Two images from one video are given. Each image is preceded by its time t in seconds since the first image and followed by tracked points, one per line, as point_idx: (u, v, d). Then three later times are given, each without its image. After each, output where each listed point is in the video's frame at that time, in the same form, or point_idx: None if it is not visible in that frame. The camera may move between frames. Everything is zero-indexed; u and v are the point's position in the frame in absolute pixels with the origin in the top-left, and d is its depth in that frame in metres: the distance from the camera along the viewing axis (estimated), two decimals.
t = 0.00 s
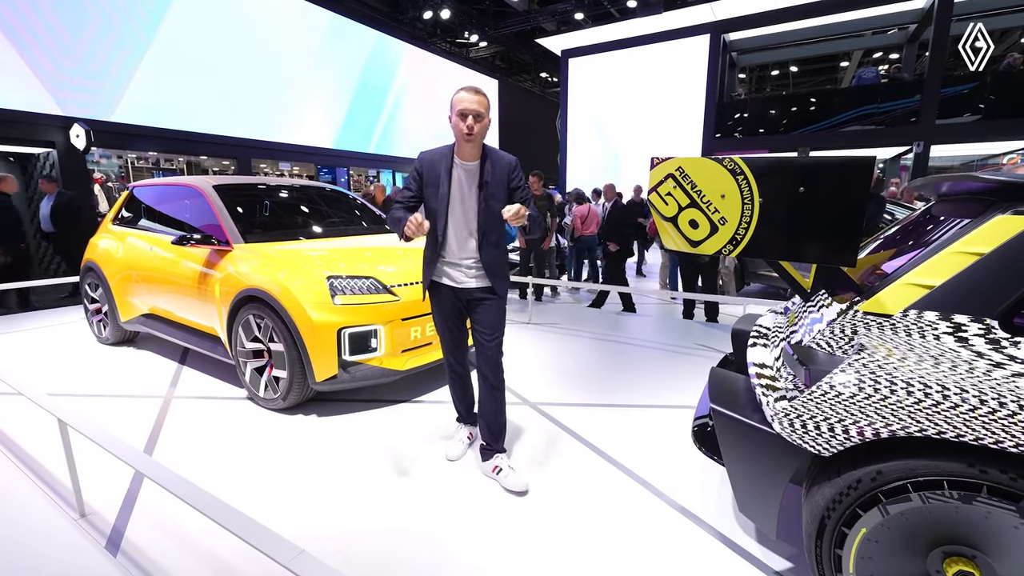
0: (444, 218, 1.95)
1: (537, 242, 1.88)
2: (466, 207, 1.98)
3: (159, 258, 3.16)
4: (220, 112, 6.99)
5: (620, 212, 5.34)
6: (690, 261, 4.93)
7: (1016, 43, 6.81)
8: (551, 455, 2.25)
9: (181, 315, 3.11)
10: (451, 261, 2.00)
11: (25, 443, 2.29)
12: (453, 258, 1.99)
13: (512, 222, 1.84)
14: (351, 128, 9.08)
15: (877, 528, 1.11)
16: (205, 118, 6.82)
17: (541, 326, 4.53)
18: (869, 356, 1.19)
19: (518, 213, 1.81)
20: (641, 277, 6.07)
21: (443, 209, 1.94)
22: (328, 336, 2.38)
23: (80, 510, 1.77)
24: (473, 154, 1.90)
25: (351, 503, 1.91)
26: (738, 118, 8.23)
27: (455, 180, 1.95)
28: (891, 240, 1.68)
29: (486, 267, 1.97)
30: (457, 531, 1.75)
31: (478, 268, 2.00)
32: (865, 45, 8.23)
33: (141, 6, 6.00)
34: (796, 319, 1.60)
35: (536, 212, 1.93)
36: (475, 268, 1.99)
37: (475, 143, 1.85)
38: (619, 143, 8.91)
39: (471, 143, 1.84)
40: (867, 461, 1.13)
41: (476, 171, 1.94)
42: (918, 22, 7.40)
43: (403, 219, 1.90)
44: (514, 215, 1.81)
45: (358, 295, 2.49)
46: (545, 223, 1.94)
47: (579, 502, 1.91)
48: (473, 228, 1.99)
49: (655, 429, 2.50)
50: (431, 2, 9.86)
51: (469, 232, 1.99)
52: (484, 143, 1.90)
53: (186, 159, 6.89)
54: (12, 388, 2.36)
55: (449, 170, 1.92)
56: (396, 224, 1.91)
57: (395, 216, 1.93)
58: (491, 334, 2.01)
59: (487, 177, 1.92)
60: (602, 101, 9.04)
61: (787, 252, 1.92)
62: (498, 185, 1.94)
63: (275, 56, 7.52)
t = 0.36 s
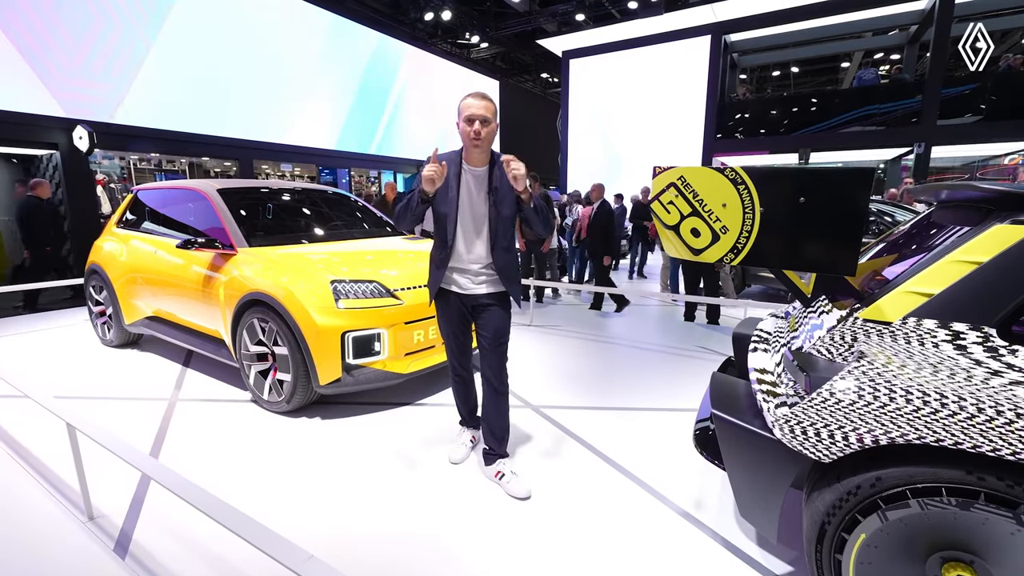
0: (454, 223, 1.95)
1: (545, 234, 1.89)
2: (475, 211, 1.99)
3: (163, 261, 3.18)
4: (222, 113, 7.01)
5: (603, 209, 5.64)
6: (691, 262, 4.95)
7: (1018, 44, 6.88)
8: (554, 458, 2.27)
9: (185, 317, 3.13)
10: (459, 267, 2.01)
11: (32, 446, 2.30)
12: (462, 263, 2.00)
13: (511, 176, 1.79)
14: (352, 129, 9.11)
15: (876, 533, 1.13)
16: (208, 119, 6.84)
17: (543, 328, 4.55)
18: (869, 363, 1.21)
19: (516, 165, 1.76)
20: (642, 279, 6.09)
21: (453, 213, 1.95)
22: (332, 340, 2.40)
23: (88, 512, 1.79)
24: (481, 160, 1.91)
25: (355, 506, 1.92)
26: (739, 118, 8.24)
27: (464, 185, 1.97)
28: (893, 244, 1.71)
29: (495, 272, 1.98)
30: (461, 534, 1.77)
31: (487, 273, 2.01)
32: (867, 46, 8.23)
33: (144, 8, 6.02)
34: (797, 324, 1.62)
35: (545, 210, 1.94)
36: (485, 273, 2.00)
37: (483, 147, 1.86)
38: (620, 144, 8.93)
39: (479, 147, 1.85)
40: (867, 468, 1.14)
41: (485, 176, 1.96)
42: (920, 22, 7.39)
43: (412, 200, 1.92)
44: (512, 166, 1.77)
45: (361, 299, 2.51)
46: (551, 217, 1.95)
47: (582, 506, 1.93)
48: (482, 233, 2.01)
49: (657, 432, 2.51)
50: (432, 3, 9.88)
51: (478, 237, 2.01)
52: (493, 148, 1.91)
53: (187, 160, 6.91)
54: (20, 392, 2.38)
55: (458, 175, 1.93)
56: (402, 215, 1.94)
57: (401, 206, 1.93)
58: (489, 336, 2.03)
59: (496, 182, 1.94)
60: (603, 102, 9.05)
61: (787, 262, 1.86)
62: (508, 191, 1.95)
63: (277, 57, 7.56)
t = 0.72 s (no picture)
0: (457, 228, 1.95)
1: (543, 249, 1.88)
2: (477, 214, 1.99)
3: (166, 263, 3.19)
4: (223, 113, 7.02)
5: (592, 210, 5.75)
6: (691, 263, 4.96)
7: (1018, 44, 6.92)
8: (556, 460, 2.27)
9: (188, 319, 3.14)
10: (462, 271, 2.00)
11: (37, 448, 2.32)
12: (465, 268, 1.99)
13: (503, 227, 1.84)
14: (353, 130, 9.13)
15: (877, 536, 1.14)
16: (209, 119, 6.85)
17: (545, 329, 4.56)
18: (870, 367, 1.22)
19: (507, 218, 1.80)
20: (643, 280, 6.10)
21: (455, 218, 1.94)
22: (334, 342, 2.41)
23: (92, 514, 1.80)
24: (483, 162, 1.91)
25: (358, 508, 1.93)
26: (739, 119, 8.25)
27: (465, 188, 1.97)
28: (896, 246, 1.71)
29: (498, 275, 1.98)
30: (464, 536, 1.77)
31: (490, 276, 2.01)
32: (868, 45, 8.34)
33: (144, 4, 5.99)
34: (798, 326, 1.63)
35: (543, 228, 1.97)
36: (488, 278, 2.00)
37: (485, 147, 1.87)
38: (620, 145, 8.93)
39: (481, 148, 1.85)
40: (867, 471, 1.15)
41: (487, 178, 1.95)
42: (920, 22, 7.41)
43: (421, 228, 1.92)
44: (502, 220, 1.81)
45: (364, 301, 2.52)
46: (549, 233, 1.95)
47: (584, 507, 1.94)
48: (485, 237, 2.00)
49: (658, 433, 2.52)
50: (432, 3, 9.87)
51: (480, 241, 2.00)
52: (495, 150, 1.92)
53: (188, 161, 6.92)
54: (23, 393, 2.39)
55: (459, 178, 1.93)
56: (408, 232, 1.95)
57: (407, 225, 1.96)
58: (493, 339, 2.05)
59: (498, 186, 1.93)
60: (603, 102, 9.06)
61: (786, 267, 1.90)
62: (509, 194, 1.96)
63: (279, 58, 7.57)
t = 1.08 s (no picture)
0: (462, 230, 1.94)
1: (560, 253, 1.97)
2: (483, 216, 1.97)
3: (167, 263, 3.19)
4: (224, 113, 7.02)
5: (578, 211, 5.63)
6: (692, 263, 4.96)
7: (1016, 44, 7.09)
8: (558, 461, 2.27)
9: (189, 319, 3.14)
10: (468, 274, 2.00)
11: (38, 448, 2.32)
12: (471, 271, 1.99)
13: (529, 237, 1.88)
14: (354, 130, 9.14)
15: (881, 537, 1.14)
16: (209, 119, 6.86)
17: (546, 330, 4.57)
18: (875, 368, 1.21)
19: (536, 230, 1.86)
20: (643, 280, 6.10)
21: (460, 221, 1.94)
22: (336, 342, 2.41)
23: (94, 514, 1.80)
24: (490, 163, 1.90)
25: (360, 509, 1.93)
26: (740, 118, 8.24)
27: (472, 189, 1.95)
28: (899, 247, 1.70)
29: (506, 277, 1.98)
30: (466, 538, 1.77)
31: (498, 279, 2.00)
32: (868, 46, 8.43)
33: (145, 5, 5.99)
34: (801, 327, 1.62)
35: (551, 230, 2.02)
36: (495, 280, 1.99)
37: (493, 149, 1.86)
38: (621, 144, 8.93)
39: (489, 150, 1.85)
40: (872, 472, 1.15)
41: (494, 179, 1.93)
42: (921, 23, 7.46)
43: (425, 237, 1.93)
44: (532, 233, 1.87)
45: (365, 301, 2.51)
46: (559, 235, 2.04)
47: (586, 508, 1.93)
48: (493, 240, 1.99)
49: (659, 433, 2.52)
50: (432, 3, 9.87)
51: (488, 243, 1.99)
52: (502, 151, 1.90)
53: (189, 161, 6.92)
54: (25, 394, 2.38)
55: (464, 180, 1.92)
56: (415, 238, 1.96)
57: (415, 230, 1.97)
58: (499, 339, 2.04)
59: (507, 188, 1.92)
60: (604, 102, 9.05)
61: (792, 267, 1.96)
62: (518, 195, 1.93)
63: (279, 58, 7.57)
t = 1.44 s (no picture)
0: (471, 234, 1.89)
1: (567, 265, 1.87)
2: (492, 219, 1.92)
3: (167, 262, 3.18)
4: (224, 112, 7.01)
5: (565, 211, 5.45)
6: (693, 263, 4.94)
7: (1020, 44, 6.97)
8: (559, 463, 2.25)
9: (189, 319, 3.12)
10: (477, 279, 1.96)
11: (37, 449, 2.31)
12: (480, 276, 1.95)
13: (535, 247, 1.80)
14: (355, 130, 9.13)
15: (890, 541, 1.12)
16: (210, 118, 6.85)
17: (548, 330, 4.56)
18: (882, 369, 1.19)
19: (541, 238, 1.77)
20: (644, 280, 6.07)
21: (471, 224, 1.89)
22: (336, 342, 2.39)
23: (93, 516, 1.79)
24: (503, 167, 1.86)
25: (360, 512, 1.91)
26: (741, 118, 8.23)
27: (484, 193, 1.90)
28: (902, 247, 1.68)
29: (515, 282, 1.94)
30: (467, 541, 1.75)
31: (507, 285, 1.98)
32: (869, 45, 8.40)
33: (145, 5, 5.97)
34: (806, 327, 1.61)
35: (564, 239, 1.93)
36: (501, 285, 1.96)
37: (505, 154, 1.82)
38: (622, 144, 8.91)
39: (501, 155, 1.81)
40: (880, 475, 1.13)
41: (506, 183, 1.89)
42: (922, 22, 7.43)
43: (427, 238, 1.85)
44: (536, 241, 1.77)
45: (365, 302, 2.50)
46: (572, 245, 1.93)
47: (588, 511, 1.91)
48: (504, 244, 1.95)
49: (661, 435, 2.51)
50: (432, 3, 9.85)
51: (498, 248, 1.95)
52: (515, 154, 1.87)
53: (189, 160, 6.89)
54: (23, 395, 2.37)
55: (477, 183, 1.87)
56: (417, 241, 1.88)
57: (418, 232, 1.90)
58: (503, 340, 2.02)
59: (520, 193, 1.88)
60: (605, 102, 9.02)
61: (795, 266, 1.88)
62: (532, 199, 1.91)
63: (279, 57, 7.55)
